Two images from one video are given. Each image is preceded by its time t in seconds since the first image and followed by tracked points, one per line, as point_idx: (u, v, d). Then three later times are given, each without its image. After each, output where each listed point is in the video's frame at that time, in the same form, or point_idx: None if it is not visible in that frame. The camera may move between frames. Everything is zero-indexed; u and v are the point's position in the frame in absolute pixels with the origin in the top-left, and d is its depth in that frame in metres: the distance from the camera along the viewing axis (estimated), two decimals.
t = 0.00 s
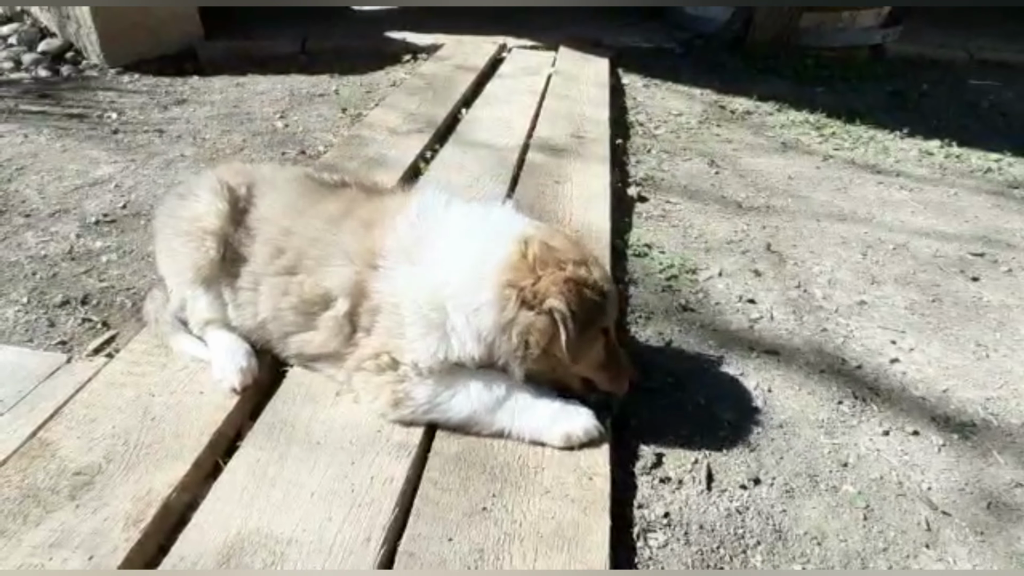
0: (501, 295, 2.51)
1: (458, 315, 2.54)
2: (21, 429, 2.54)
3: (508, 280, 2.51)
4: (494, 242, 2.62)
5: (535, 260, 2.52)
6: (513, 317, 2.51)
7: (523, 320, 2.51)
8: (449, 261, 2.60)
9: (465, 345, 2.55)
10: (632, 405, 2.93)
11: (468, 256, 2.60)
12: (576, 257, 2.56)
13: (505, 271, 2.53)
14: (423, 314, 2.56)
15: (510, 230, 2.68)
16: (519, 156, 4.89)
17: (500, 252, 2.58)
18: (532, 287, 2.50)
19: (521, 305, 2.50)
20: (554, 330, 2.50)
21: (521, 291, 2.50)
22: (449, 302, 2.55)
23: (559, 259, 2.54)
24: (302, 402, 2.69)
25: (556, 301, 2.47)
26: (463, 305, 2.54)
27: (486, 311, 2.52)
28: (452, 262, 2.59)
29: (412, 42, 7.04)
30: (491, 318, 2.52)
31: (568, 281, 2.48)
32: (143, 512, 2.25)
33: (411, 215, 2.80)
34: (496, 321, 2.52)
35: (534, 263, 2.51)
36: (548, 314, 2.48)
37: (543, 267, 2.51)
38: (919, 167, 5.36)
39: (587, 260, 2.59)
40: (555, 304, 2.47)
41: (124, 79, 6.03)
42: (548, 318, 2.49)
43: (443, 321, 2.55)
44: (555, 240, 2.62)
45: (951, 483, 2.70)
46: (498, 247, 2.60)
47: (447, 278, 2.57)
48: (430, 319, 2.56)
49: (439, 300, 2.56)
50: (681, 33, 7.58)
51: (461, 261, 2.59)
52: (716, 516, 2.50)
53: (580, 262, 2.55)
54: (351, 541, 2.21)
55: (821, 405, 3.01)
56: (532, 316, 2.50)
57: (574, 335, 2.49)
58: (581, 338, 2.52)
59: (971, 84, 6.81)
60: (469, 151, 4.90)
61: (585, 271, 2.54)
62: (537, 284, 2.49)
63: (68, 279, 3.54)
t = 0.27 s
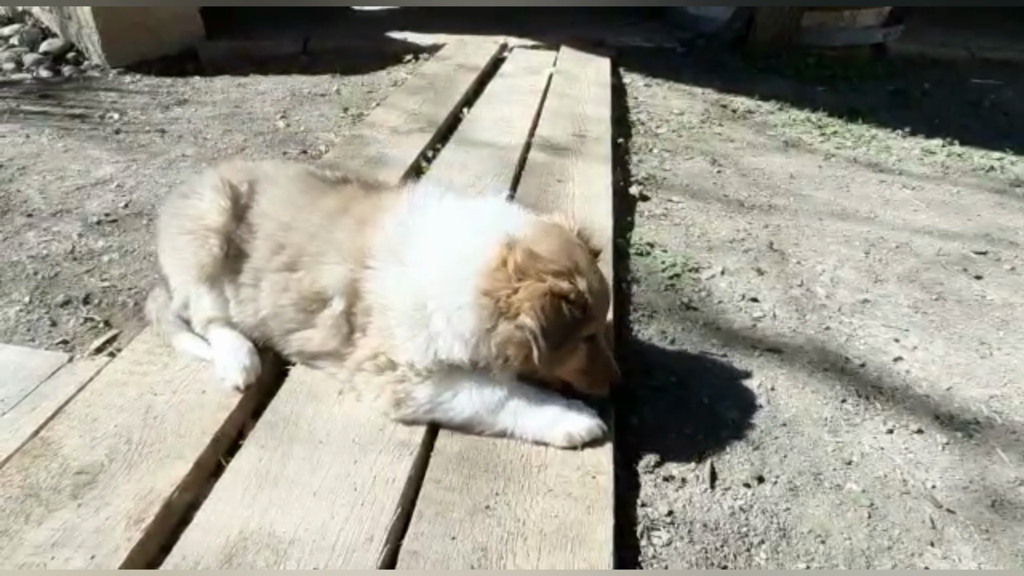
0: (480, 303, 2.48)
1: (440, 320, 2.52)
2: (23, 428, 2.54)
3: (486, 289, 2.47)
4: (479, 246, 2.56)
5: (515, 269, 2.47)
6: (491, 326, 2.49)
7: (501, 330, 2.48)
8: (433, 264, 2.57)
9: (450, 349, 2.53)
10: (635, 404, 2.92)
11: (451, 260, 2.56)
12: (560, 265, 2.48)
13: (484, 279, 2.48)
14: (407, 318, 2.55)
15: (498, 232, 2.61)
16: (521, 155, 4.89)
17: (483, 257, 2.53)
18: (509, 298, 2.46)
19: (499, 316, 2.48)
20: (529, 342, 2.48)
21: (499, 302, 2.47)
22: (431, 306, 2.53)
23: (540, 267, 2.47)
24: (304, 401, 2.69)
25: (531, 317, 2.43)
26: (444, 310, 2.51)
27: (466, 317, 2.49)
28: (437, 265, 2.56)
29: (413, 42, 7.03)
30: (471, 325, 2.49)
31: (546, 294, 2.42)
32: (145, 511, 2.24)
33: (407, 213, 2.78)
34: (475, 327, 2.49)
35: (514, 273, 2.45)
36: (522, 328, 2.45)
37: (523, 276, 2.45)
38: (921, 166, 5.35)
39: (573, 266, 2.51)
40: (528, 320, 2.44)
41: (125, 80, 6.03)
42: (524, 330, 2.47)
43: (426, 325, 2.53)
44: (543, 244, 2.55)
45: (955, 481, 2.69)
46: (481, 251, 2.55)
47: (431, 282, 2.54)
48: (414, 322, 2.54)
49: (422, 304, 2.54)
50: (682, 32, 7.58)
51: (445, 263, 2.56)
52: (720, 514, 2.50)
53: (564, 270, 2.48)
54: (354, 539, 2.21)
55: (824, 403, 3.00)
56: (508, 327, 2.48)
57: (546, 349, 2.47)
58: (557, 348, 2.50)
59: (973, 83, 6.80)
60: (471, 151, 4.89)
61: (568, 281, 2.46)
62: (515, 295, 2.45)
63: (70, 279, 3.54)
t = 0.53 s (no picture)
0: (469, 302, 2.41)
1: (426, 320, 2.47)
2: (29, 427, 2.53)
3: (474, 287, 2.40)
4: (465, 240, 2.49)
5: (504, 265, 2.38)
6: (482, 324, 2.41)
7: (491, 328, 2.41)
8: (419, 261, 2.51)
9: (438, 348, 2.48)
10: (640, 403, 2.91)
11: (438, 257, 2.49)
12: (550, 260, 2.40)
13: (471, 275, 2.42)
14: (395, 319, 2.52)
15: (486, 226, 2.53)
16: (524, 155, 4.88)
17: (468, 252, 2.46)
18: (501, 296, 2.38)
19: (490, 314, 2.40)
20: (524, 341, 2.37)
21: (488, 300, 2.39)
22: (417, 305, 2.48)
23: (530, 263, 2.38)
24: (309, 400, 2.68)
25: (525, 314, 2.33)
26: (430, 309, 2.46)
27: (453, 315, 2.43)
28: (422, 263, 2.51)
29: (415, 42, 7.03)
30: (457, 323, 2.43)
31: (537, 291, 2.33)
32: (152, 509, 2.24)
33: (397, 210, 2.73)
34: (463, 326, 2.43)
35: (502, 269, 2.37)
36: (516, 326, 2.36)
37: (513, 273, 2.37)
38: (924, 165, 5.34)
39: (566, 261, 2.42)
40: (522, 318, 2.33)
41: (128, 79, 6.02)
42: (517, 328, 2.37)
43: (413, 325, 2.49)
44: (533, 238, 2.45)
45: (963, 479, 2.69)
46: (467, 246, 2.47)
47: (416, 280, 2.49)
48: (401, 323, 2.51)
49: (408, 304, 2.50)
50: (684, 32, 7.57)
51: (431, 261, 2.50)
52: (727, 513, 2.49)
53: (554, 265, 2.39)
54: (361, 538, 2.20)
55: (830, 401, 3.00)
56: (499, 325, 2.40)
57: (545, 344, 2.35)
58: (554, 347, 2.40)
59: (976, 82, 6.79)
60: (474, 150, 4.89)
61: (559, 276, 2.38)
62: (505, 293, 2.37)
63: (74, 278, 3.53)
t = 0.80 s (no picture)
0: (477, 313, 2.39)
1: (432, 328, 2.47)
2: (31, 427, 2.53)
3: (483, 299, 2.38)
4: (475, 249, 2.46)
5: (515, 280, 2.35)
6: (489, 336, 2.40)
7: (498, 339, 2.40)
8: (428, 268, 2.50)
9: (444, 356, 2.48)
10: (641, 405, 2.91)
11: (446, 264, 2.47)
12: (561, 276, 2.36)
13: (479, 286, 2.39)
14: (402, 324, 2.52)
15: (496, 234, 2.49)
16: (525, 155, 4.88)
17: (477, 261, 2.43)
18: (510, 311, 2.36)
19: (499, 327, 2.38)
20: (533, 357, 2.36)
21: (496, 313, 2.37)
22: (423, 312, 2.48)
23: (541, 278, 2.35)
24: (310, 400, 2.68)
25: (535, 333, 2.31)
26: (437, 316, 2.45)
27: (459, 325, 2.42)
28: (431, 270, 2.49)
29: (416, 43, 7.03)
30: (464, 332, 2.42)
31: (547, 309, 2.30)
32: (153, 509, 2.24)
33: (407, 213, 2.71)
34: (470, 335, 2.42)
35: (513, 284, 2.34)
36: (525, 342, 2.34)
37: (523, 289, 2.34)
38: (925, 166, 5.34)
39: (577, 276, 2.38)
40: (532, 336, 2.32)
41: (129, 80, 6.03)
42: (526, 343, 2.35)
43: (420, 332, 2.49)
44: (544, 250, 2.42)
45: (964, 480, 2.68)
46: (476, 256, 2.44)
47: (424, 288, 2.48)
48: (407, 329, 2.51)
49: (415, 311, 2.49)
50: (685, 33, 7.57)
51: (438, 267, 2.48)
52: (729, 513, 2.49)
53: (565, 281, 2.36)
54: (362, 538, 2.20)
55: (831, 402, 2.99)
56: (507, 337, 2.38)
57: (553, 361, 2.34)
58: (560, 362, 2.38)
59: (976, 82, 6.78)
60: (474, 151, 4.89)
61: (570, 294, 2.34)
62: (515, 308, 2.35)
63: (75, 279, 3.53)
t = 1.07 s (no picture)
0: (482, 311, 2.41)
1: (440, 325, 2.48)
2: (30, 430, 2.53)
3: (490, 296, 2.40)
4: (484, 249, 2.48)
5: (523, 279, 2.38)
6: (493, 333, 2.42)
7: (502, 336, 2.41)
8: (438, 267, 2.52)
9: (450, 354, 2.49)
10: (640, 407, 2.92)
11: (456, 263, 2.50)
12: (569, 279, 2.39)
13: (488, 284, 2.41)
14: (410, 321, 2.53)
15: (507, 235, 2.52)
16: (525, 158, 4.89)
17: (487, 260, 2.45)
18: (516, 309, 2.38)
19: (503, 325, 2.40)
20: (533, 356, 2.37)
21: (502, 311, 2.39)
22: (432, 310, 2.49)
23: (549, 279, 2.38)
24: (309, 403, 2.68)
25: (537, 332, 2.33)
26: (445, 314, 2.47)
27: (467, 322, 2.44)
28: (440, 270, 2.52)
29: (416, 45, 7.03)
30: (471, 330, 2.44)
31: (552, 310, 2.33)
32: (152, 512, 2.24)
33: (419, 215, 2.73)
34: (476, 332, 2.43)
35: (521, 282, 2.36)
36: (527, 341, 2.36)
37: (530, 288, 2.36)
38: (925, 169, 5.35)
39: (584, 280, 2.41)
40: (533, 334, 2.33)
41: (129, 82, 6.03)
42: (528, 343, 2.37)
43: (427, 329, 2.50)
44: (554, 252, 2.44)
45: (963, 484, 2.69)
46: (486, 255, 2.47)
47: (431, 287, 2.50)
48: (411, 328, 2.52)
49: (424, 308, 2.51)
50: (685, 36, 7.58)
51: (448, 267, 2.51)
52: (727, 517, 2.49)
53: (572, 283, 2.38)
54: (360, 541, 2.20)
55: (830, 406, 3.00)
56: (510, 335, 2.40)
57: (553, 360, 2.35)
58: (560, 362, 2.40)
59: (976, 85, 6.79)
60: (474, 153, 4.89)
61: (575, 297, 2.37)
62: (520, 307, 2.37)
63: (75, 281, 3.53)
